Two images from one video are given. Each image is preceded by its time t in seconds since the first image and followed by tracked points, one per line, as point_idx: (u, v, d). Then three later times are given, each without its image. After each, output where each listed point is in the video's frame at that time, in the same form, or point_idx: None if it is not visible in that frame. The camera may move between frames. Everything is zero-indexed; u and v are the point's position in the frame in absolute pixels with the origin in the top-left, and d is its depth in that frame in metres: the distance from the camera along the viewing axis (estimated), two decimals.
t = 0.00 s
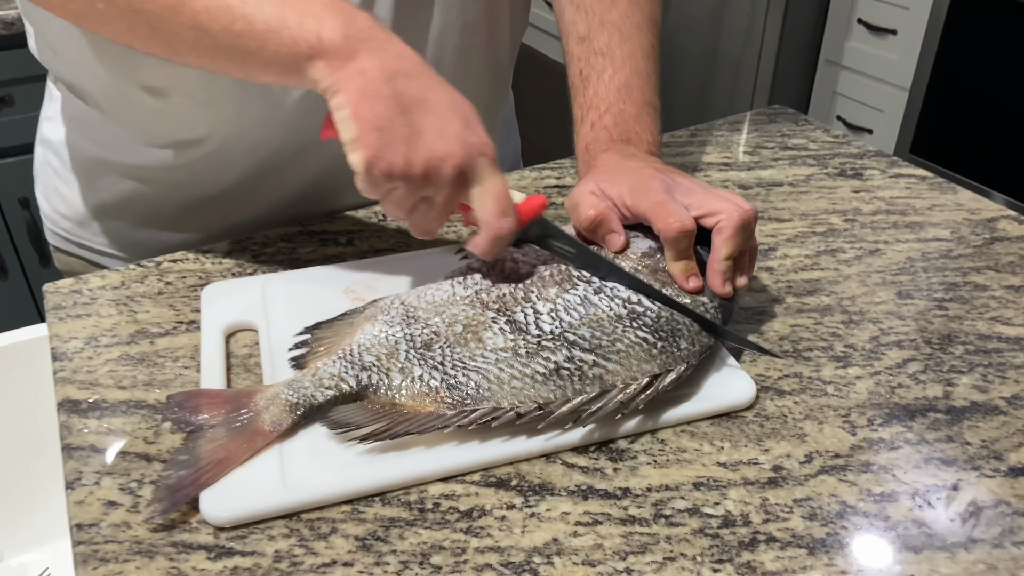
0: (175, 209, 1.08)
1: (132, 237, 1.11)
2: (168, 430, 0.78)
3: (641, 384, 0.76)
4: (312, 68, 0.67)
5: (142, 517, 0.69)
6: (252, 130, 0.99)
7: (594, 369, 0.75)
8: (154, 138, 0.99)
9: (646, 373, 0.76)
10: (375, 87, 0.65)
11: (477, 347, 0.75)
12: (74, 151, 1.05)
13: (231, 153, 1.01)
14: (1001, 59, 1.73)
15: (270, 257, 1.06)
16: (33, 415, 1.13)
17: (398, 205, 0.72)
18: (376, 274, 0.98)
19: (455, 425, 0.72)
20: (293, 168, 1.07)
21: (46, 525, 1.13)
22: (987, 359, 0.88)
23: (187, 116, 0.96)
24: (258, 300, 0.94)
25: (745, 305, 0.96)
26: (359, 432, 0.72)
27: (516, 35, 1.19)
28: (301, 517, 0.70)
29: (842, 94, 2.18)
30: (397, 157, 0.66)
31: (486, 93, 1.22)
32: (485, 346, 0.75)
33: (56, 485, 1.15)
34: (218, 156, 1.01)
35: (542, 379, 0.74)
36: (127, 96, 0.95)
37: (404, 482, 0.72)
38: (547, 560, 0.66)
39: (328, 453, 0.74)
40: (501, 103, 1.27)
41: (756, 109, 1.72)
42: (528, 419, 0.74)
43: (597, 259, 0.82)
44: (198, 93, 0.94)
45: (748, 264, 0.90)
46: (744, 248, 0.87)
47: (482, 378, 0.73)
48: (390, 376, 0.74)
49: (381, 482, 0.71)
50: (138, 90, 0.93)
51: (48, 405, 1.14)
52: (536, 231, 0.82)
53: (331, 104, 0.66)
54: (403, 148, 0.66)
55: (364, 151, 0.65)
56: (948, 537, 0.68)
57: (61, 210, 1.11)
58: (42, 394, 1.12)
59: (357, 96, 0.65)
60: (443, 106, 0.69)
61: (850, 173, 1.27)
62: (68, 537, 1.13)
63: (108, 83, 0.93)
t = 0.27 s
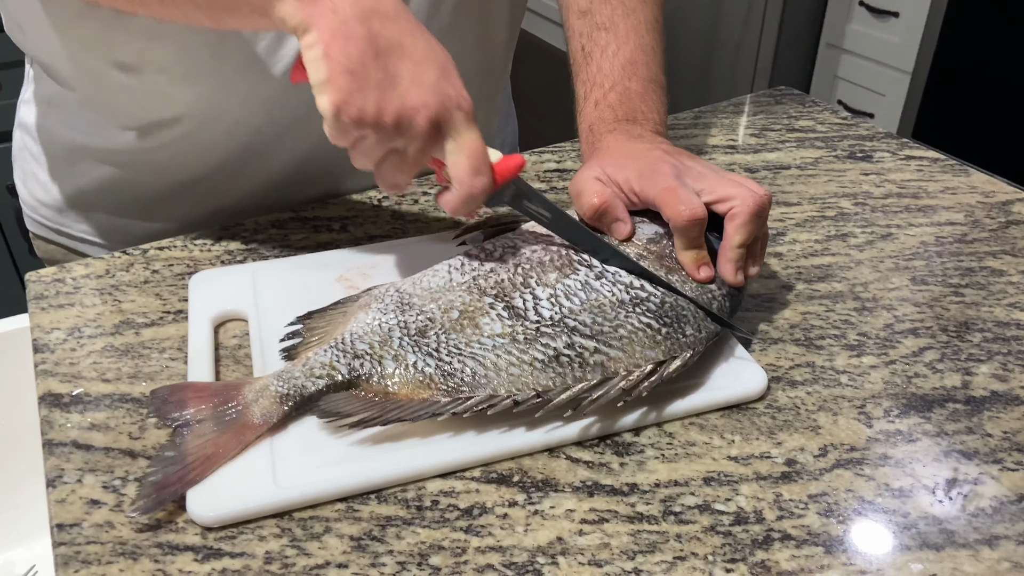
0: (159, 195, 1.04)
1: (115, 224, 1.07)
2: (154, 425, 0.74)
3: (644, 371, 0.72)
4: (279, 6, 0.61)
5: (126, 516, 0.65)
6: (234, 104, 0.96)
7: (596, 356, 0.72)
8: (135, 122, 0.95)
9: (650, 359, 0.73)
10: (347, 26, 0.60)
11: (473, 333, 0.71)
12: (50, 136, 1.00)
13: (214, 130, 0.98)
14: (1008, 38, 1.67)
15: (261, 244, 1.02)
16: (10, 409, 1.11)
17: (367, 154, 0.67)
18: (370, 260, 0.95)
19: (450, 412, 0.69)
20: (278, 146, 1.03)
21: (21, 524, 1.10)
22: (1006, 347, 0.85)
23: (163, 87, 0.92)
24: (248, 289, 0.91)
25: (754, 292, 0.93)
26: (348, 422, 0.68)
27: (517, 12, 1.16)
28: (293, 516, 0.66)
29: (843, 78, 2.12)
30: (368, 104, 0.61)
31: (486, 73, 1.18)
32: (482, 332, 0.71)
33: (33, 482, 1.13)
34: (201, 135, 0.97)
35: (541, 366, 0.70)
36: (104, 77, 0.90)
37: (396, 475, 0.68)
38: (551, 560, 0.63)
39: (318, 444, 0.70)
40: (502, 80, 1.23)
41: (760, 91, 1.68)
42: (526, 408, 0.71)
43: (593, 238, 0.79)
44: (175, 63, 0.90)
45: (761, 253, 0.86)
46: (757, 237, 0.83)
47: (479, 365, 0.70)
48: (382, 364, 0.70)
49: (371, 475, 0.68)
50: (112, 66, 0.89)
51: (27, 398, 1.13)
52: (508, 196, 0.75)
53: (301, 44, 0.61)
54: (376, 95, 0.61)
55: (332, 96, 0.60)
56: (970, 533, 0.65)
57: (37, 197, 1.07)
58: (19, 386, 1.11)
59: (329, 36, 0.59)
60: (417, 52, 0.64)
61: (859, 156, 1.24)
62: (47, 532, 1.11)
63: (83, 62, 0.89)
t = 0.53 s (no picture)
0: (144, 183, 1.03)
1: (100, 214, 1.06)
2: (149, 416, 0.73)
3: (647, 367, 0.72)
4: (311, 11, 0.61)
5: (120, 507, 0.65)
6: (224, 91, 0.95)
7: (598, 351, 0.71)
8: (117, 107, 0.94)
9: (653, 354, 0.72)
10: (380, 37, 0.58)
11: (473, 327, 0.70)
12: (38, 122, 1.00)
13: (201, 117, 0.96)
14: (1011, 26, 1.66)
15: (257, 234, 1.01)
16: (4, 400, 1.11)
17: (397, 164, 0.68)
18: (368, 250, 0.94)
19: (452, 409, 0.68)
20: (267, 134, 1.02)
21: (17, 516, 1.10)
22: (1009, 335, 0.85)
23: (153, 74, 0.91)
24: (245, 280, 0.90)
25: (755, 281, 0.92)
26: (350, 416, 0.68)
27: None
28: (289, 508, 0.66)
29: (844, 68, 2.10)
30: (400, 116, 0.61)
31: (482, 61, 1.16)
32: (482, 325, 0.71)
33: (29, 475, 1.12)
34: (184, 122, 0.96)
35: (543, 361, 0.69)
36: (84, 61, 0.90)
37: (396, 469, 0.68)
38: (550, 551, 0.62)
39: (317, 438, 0.70)
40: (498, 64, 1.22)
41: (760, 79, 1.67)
42: (527, 403, 0.70)
43: (600, 230, 0.78)
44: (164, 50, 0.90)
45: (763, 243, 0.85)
46: (760, 226, 0.82)
47: (480, 360, 0.69)
48: (382, 356, 0.70)
49: (370, 467, 0.67)
50: (97, 52, 0.89)
51: (22, 389, 1.12)
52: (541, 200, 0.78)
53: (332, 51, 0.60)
54: (407, 107, 0.61)
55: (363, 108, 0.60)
56: (973, 523, 0.64)
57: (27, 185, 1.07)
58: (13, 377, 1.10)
59: (362, 48, 0.58)
60: (450, 63, 0.62)
61: (861, 143, 1.23)
62: (41, 526, 1.10)
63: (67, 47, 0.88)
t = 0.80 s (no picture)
0: (151, 180, 1.05)
1: (108, 209, 1.08)
2: (155, 412, 0.74)
3: (646, 363, 0.73)
4: None
5: (127, 502, 0.66)
6: (231, 97, 0.96)
7: (598, 348, 0.72)
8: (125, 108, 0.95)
9: (652, 352, 0.73)
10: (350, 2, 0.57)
11: (475, 325, 0.72)
12: (45, 119, 1.02)
13: (210, 120, 0.98)
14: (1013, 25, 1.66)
15: (260, 233, 1.02)
16: (12, 397, 1.12)
17: (364, 133, 0.65)
18: (370, 248, 0.95)
19: (453, 406, 0.69)
20: (272, 135, 1.03)
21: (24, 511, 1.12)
22: (1005, 332, 0.85)
23: (160, 80, 0.92)
24: (249, 278, 0.91)
25: (754, 279, 0.93)
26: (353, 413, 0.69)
27: None
28: (293, 502, 0.67)
29: (846, 67, 2.11)
30: (368, 83, 0.59)
31: (482, 60, 1.17)
32: (484, 324, 0.72)
33: (36, 471, 1.13)
34: (193, 123, 0.97)
35: (544, 358, 0.70)
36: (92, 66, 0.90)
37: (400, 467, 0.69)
38: (550, 545, 0.63)
39: (321, 434, 0.71)
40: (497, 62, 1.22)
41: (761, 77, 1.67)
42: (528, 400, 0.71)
43: (604, 235, 0.78)
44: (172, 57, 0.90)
45: (760, 241, 0.86)
46: (757, 225, 0.83)
47: (481, 357, 0.70)
48: (385, 355, 0.71)
49: (374, 464, 0.68)
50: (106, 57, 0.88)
51: (30, 386, 1.14)
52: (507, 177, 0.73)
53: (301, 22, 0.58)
54: (377, 76, 0.59)
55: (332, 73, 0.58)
56: (967, 517, 0.65)
57: (33, 180, 1.08)
58: (21, 374, 1.12)
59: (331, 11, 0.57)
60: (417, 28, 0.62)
61: (860, 142, 1.23)
62: (48, 521, 1.12)
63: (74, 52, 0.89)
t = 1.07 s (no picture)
0: (147, 175, 1.05)
1: (104, 204, 1.08)
2: (155, 410, 0.74)
3: (642, 350, 0.72)
4: None
5: (126, 500, 0.65)
6: (218, 87, 0.97)
7: (594, 336, 0.71)
8: (121, 102, 0.96)
9: (648, 339, 0.73)
10: (302, 5, 0.64)
11: (471, 316, 0.71)
12: (41, 115, 1.02)
13: (201, 113, 0.98)
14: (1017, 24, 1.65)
15: (261, 230, 1.02)
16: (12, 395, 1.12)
17: (325, 130, 0.71)
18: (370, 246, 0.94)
19: (446, 393, 0.69)
20: (268, 132, 1.03)
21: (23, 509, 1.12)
22: (1010, 331, 0.85)
23: (144, 71, 0.93)
24: (247, 275, 0.90)
25: (757, 278, 0.93)
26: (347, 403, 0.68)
27: None
28: (292, 500, 0.66)
29: (850, 66, 2.10)
30: (323, 78, 0.65)
31: (483, 58, 1.17)
32: (479, 314, 0.71)
33: (36, 469, 1.13)
34: (187, 117, 0.98)
35: (538, 346, 0.70)
36: (85, 58, 0.92)
37: (395, 458, 0.68)
38: (550, 544, 0.63)
39: (315, 428, 0.70)
40: (498, 59, 1.22)
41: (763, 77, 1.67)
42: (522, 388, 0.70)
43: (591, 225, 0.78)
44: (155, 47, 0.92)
45: (761, 236, 0.85)
46: (757, 219, 0.83)
47: (476, 346, 0.70)
48: (380, 346, 0.70)
49: (370, 458, 0.68)
50: (93, 52, 0.91)
51: (29, 384, 1.13)
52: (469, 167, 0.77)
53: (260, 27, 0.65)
54: (330, 69, 0.65)
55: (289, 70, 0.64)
56: (972, 517, 0.65)
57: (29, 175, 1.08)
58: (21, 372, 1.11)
59: (285, 15, 0.64)
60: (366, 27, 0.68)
61: (863, 140, 1.23)
62: (47, 520, 1.12)
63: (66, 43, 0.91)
